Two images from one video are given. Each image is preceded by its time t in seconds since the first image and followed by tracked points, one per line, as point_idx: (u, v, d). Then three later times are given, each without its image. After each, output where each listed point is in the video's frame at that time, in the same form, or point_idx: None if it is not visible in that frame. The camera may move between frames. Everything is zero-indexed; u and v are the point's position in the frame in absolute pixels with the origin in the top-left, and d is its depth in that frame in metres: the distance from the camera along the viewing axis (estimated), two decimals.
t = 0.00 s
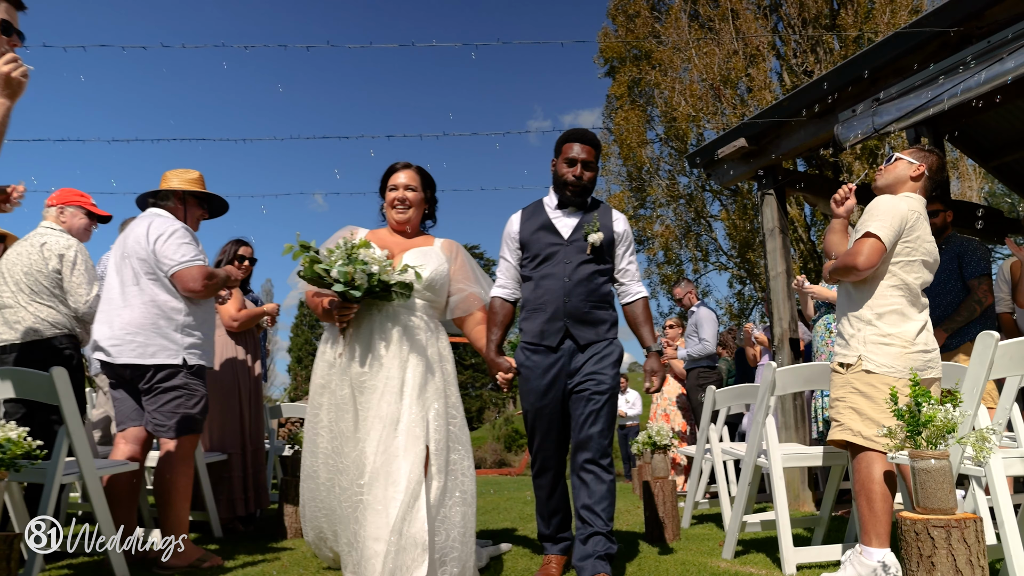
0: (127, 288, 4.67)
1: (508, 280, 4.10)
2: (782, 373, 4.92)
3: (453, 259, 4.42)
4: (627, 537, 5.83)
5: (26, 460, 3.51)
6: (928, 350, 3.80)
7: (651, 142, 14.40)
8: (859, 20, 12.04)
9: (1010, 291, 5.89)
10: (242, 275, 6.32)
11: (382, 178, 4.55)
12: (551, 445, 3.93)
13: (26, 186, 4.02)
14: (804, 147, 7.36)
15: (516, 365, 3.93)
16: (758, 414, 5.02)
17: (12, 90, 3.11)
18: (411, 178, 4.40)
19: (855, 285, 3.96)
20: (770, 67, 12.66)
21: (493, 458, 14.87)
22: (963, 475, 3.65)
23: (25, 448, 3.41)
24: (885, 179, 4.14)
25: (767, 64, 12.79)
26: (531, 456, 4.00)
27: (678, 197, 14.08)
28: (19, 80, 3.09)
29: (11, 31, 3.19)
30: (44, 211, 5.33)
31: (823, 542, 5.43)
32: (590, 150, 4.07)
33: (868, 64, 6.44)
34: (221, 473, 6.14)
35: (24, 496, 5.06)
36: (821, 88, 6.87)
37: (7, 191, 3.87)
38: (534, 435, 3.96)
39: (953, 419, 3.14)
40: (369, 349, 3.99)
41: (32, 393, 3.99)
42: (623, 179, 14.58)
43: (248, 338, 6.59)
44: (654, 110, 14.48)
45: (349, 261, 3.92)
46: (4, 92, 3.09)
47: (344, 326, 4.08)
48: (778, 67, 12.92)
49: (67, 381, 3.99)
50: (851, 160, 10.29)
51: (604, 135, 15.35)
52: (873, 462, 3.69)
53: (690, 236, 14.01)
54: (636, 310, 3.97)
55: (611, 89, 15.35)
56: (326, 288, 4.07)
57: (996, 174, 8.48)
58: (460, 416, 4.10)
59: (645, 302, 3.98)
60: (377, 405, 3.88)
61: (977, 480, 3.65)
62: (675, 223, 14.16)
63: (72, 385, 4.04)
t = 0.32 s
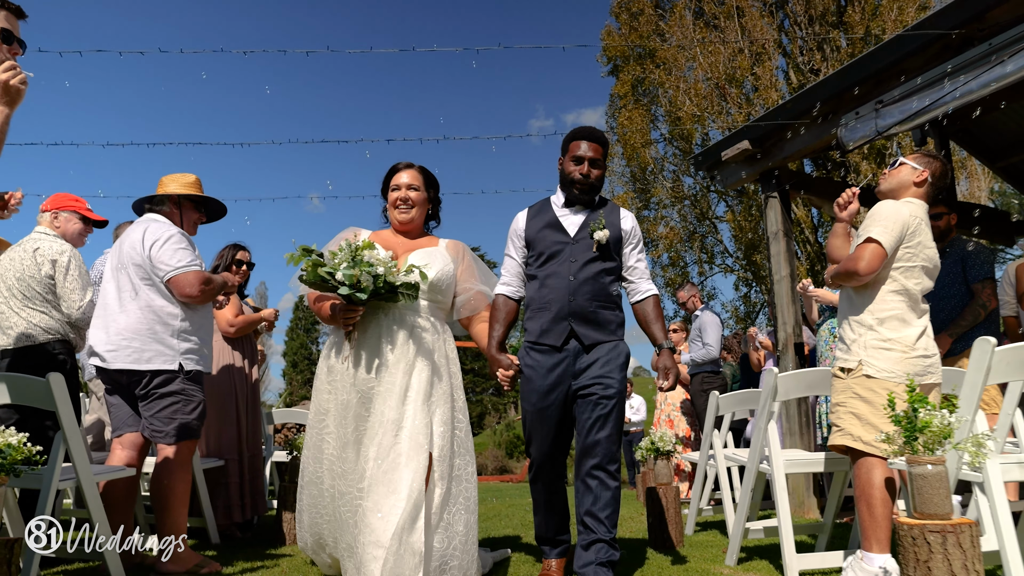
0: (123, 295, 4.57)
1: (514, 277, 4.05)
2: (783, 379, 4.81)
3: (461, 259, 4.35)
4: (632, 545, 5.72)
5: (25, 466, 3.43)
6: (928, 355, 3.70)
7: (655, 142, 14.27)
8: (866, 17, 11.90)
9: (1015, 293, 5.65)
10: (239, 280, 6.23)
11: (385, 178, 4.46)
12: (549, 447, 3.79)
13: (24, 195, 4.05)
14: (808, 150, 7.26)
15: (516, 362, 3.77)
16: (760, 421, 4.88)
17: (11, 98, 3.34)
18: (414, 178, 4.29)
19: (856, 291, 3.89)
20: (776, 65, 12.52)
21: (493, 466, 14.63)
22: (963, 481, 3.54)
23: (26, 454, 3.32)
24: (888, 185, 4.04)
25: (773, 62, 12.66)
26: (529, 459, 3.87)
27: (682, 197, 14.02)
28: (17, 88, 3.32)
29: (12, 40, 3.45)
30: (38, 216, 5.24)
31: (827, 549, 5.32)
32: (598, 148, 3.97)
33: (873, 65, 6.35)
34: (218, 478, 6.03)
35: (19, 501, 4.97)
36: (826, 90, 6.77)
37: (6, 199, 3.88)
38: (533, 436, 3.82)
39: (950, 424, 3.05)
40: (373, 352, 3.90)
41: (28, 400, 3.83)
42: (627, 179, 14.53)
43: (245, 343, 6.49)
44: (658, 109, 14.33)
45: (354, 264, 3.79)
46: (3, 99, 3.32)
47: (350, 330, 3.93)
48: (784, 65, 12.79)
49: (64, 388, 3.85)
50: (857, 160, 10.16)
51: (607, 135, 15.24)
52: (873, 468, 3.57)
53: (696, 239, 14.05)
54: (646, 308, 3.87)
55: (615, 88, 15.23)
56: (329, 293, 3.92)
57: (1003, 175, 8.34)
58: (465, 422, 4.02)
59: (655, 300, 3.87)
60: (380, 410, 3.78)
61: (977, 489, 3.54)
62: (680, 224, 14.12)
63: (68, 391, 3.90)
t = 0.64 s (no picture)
0: (119, 299, 4.47)
1: (516, 277, 3.91)
2: (785, 384, 4.70)
3: (467, 258, 4.22)
4: (636, 552, 5.59)
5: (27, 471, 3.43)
6: (929, 360, 3.63)
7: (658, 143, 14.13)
8: (873, 14, 11.79)
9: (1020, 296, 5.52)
10: (237, 285, 6.13)
11: (387, 175, 4.34)
12: (545, 450, 3.62)
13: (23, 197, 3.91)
14: (811, 153, 7.17)
15: (513, 357, 3.67)
16: (762, 425, 4.74)
17: (10, 105, 3.13)
18: (417, 174, 4.19)
19: (858, 295, 3.79)
20: (781, 64, 12.40)
21: (494, 473, 14.41)
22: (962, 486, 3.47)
23: (27, 459, 3.33)
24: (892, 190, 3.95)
25: (779, 61, 12.54)
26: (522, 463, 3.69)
27: (687, 198, 13.90)
28: (17, 94, 3.12)
29: (13, 45, 3.26)
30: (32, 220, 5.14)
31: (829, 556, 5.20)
32: (604, 148, 3.88)
33: (875, 69, 6.25)
34: (214, 485, 5.88)
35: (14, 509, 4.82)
36: (828, 93, 6.68)
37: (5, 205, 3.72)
38: (526, 439, 3.64)
39: (947, 429, 3.00)
40: (379, 354, 3.78)
41: (27, 405, 3.73)
42: (630, 179, 14.43)
43: (242, 348, 6.38)
44: (662, 108, 14.17)
45: (360, 263, 3.67)
46: (3, 106, 3.12)
47: (357, 331, 3.80)
48: (790, 62, 12.66)
49: (62, 393, 3.73)
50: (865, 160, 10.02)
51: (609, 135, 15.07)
52: (873, 473, 3.49)
53: (701, 240, 13.81)
54: (657, 310, 3.77)
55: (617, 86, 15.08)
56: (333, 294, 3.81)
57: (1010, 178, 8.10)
58: (469, 426, 3.89)
59: (666, 300, 3.77)
60: (384, 414, 3.67)
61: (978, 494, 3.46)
62: (684, 225, 13.92)
63: (66, 395, 3.77)
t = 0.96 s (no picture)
0: (116, 303, 4.36)
1: (518, 277, 3.81)
2: (787, 390, 4.57)
3: (472, 257, 4.12)
4: (638, 559, 5.48)
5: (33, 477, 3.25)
6: (931, 365, 3.61)
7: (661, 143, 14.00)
8: (880, 12, 11.65)
9: None
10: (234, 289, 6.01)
11: (389, 171, 4.23)
12: (540, 452, 3.47)
13: (22, 202, 3.75)
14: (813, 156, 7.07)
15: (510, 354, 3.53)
16: (761, 431, 4.64)
17: (10, 111, 3.12)
18: (421, 170, 4.08)
19: (860, 299, 3.75)
20: (786, 62, 12.27)
21: (494, 479, 14.24)
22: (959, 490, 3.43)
23: (31, 465, 3.18)
24: (895, 196, 3.93)
25: (784, 59, 12.40)
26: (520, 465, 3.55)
27: (691, 199, 13.72)
28: (17, 101, 3.12)
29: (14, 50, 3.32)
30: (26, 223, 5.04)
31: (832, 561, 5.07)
32: (608, 149, 3.76)
33: (881, 70, 6.16)
34: (211, 492, 5.78)
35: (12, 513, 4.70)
36: (831, 96, 6.57)
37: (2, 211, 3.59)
38: (524, 438, 3.50)
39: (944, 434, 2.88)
40: (385, 357, 3.67)
41: (25, 411, 3.61)
42: (632, 179, 14.19)
43: (239, 352, 6.27)
44: (665, 107, 14.02)
45: (365, 266, 3.57)
46: (3, 112, 3.11)
47: (364, 334, 3.68)
48: (796, 60, 12.50)
49: (61, 399, 3.62)
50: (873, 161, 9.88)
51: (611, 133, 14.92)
52: (873, 479, 3.41)
53: (704, 241, 13.66)
54: (664, 307, 3.64)
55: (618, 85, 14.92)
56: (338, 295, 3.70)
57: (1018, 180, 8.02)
58: (474, 429, 3.77)
59: (674, 299, 3.65)
60: (390, 418, 3.56)
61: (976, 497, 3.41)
62: (688, 227, 13.73)
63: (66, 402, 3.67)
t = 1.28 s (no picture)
0: (111, 308, 4.26)
1: (521, 278, 3.69)
2: (787, 396, 4.45)
3: (476, 259, 4.01)
4: (639, 566, 5.38)
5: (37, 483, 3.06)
6: (933, 371, 3.56)
7: (664, 142, 13.86)
8: (889, 10, 11.51)
9: None
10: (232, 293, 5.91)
11: (394, 170, 4.12)
12: (547, 450, 3.33)
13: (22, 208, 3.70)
14: (816, 159, 6.96)
15: (513, 355, 3.43)
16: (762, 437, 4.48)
17: (12, 118, 2.80)
18: (426, 169, 3.97)
19: (864, 305, 3.68)
20: (792, 60, 12.14)
21: (494, 486, 14.11)
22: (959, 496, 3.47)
23: (35, 471, 2.96)
24: (897, 202, 3.86)
25: (790, 57, 12.28)
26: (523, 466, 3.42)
27: (695, 200, 13.60)
28: (20, 108, 2.80)
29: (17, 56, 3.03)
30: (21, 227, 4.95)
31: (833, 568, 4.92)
32: (612, 150, 3.67)
33: (884, 74, 6.06)
34: (209, 499, 5.68)
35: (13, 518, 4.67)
36: (836, 97, 6.46)
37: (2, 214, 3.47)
38: (529, 436, 3.36)
39: (944, 439, 2.83)
40: (390, 361, 3.57)
41: (25, 417, 3.51)
42: (635, 179, 14.14)
43: (238, 357, 6.18)
44: (668, 105, 13.95)
45: (368, 271, 3.48)
46: (4, 119, 2.78)
47: (368, 338, 3.57)
48: (803, 57, 12.52)
49: (62, 404, 3.52)
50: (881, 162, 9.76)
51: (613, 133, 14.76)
52: (876, 483, 3.37)
53: (709, 244, 13.58)
54: (668, 306, 3.54)
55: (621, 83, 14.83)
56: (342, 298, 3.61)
57: None
58: (479, 435, 3.68)
59: (677, 300, 3.54)
60: (394, 423, 3.45)
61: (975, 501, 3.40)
62: (692, 228, 13.66)
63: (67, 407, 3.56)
